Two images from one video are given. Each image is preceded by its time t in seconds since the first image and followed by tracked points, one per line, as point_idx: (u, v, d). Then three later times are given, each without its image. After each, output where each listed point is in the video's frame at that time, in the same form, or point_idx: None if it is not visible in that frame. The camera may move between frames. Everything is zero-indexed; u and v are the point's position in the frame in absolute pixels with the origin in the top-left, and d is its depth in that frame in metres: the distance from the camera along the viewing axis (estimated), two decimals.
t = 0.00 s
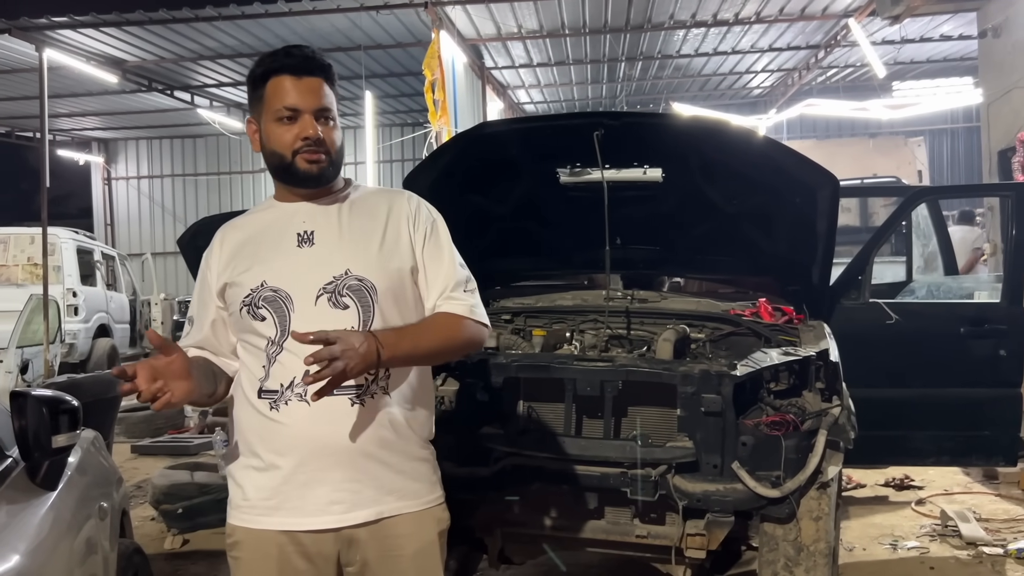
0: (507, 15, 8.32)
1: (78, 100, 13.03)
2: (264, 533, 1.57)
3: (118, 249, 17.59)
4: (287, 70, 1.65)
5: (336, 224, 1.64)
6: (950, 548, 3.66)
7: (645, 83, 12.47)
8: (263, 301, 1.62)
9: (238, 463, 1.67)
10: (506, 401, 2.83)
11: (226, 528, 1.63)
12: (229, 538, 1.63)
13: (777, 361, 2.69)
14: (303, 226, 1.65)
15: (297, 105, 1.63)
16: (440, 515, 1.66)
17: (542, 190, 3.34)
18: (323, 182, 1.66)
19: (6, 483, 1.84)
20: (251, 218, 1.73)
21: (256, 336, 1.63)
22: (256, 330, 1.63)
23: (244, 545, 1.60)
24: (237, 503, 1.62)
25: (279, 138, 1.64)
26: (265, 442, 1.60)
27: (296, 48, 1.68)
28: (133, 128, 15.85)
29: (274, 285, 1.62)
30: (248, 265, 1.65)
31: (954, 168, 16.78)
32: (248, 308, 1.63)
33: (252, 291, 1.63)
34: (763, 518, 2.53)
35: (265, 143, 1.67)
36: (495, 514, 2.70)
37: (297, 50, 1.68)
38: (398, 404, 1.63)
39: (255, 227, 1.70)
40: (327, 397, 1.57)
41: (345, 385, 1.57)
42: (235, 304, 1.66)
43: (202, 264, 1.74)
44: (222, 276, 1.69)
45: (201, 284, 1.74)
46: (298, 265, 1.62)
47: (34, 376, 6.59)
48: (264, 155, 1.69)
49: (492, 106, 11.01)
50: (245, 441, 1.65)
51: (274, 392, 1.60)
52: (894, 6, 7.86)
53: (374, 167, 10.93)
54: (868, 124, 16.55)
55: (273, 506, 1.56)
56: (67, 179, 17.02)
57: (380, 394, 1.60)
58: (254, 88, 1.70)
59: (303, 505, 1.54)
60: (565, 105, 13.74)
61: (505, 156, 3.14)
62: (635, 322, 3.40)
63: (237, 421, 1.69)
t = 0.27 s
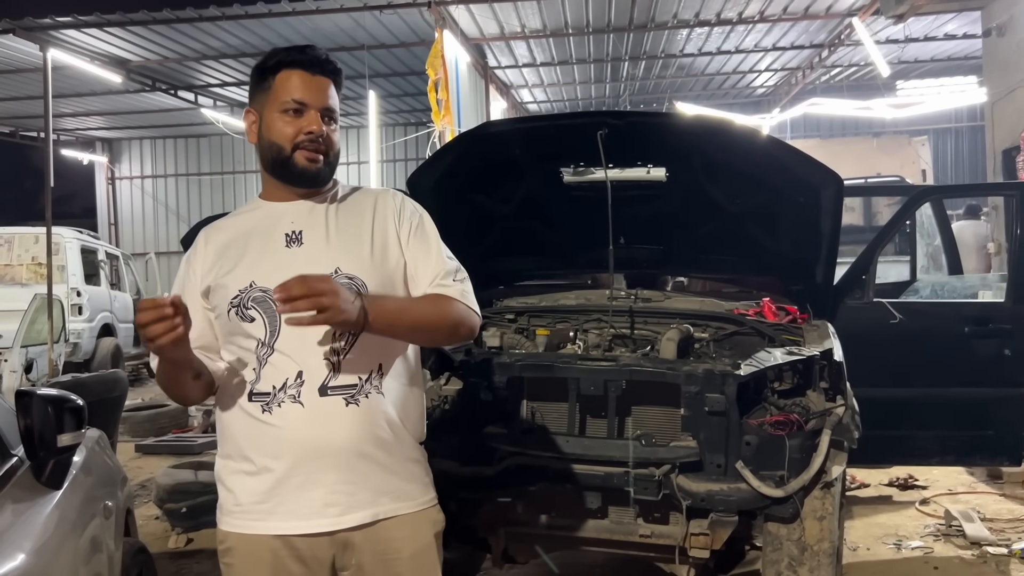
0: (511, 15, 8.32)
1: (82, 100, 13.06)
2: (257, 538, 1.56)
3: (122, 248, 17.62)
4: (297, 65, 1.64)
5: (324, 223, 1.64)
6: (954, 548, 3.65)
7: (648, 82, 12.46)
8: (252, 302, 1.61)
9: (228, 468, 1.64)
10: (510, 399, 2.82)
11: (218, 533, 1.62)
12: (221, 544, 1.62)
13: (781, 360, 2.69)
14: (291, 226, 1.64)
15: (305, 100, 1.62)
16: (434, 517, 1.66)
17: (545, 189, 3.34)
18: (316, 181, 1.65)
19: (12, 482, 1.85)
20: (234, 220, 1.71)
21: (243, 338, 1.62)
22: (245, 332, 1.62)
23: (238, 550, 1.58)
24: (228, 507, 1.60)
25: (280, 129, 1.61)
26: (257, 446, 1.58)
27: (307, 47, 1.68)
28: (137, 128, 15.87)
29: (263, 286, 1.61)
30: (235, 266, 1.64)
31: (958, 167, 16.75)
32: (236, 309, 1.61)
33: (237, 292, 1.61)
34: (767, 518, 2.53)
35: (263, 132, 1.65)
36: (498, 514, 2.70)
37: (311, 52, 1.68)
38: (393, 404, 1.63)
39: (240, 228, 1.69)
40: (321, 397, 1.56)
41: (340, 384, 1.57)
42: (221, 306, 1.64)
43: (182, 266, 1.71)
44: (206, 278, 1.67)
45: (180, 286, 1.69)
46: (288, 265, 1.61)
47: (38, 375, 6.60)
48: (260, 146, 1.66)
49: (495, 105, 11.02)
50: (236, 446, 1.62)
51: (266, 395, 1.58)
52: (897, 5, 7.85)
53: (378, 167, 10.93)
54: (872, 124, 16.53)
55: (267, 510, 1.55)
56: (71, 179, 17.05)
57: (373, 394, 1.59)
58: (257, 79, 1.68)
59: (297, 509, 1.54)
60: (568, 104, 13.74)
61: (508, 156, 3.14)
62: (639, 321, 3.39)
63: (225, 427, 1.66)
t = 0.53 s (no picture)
0: (514, 14, 8.33)
1: (86, 99, 13.08)
2: (257, 542, 1.53)
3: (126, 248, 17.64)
4: (304, 63, 1.64)
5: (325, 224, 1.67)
6: (959, 547, 3.65)
7: (652, 81, 12.45)
8: (253, 298, 1.59)
9: (220, 472, 1.60)
10: (511, 398, 2.87)
11: (213, 539, 1.59)
12: (216, 551, 1.59)
13: (784, 360, 2.69)
14: (292, 225, 1.65)
15: (310, 98, 1.62)
16: (432, 517, 1.70)
17: (548, 189, 3.34)
18: (315, 179, 1.66)
19: (17, 480, 1.85)
20: (224, 216, 1.68)
21: (239, 335, 1.59)
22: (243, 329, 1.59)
23: (235, 555, 1.56)
24: (223, 511, 1.57)
25: (282, 125, 1.61)
26: (255, 448, 1.54)
27: (315, 46, 1.68)
28: (140, 127, 15.89)
29: (264, 283, 1.60)
30: (231, 263, 1.62)
31: (962, 166, 16.72)
32: (234, 306, 1.59)
33: (235, 288, 1.60)
34: (771, 518, 2.52)
35: (265, 126, 1.64)
36: (502, 515, 2.67)
37: (320, 50, 1.68)
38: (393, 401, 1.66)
39: (233, 223, 1.67)
40: (324, 397, 1.55)
41: (343, 384, 1.57)
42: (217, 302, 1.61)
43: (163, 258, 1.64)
44: (195, 272, 1.63)
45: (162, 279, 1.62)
46: (290, 263, 1.62)
47: (43, 374, 6.62)
48: (262, 137, 1.65)
49: (498, 105, 11.03)
50: (229, 449, 1.58)
51: (266, 396, 1.55)
52: (901, 4, 7.83)
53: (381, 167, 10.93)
54: (875, 123, 16.51)
55: (266, 514, 1.53)
56: (75, 178, 17.09)
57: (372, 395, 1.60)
58: (264, 75, 1.67)
59: (297, 511, 1.53)
60: (571, 103, 13.74)
61: (512, 155, 3.14)
62: (642, 321, 3.40)
63: (212, 431, 1.62)
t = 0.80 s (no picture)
0: (517, 13, 8.32)
1: (89, 99, 13.10)
2: (251, 546, 1.53)
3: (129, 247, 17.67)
4: (302, 62, 1.66)
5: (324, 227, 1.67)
6: (962, 547, 3.64)
7: (654, 80, 12.43)
8: (249, 298, 1.58)
9: (213, 475, 1.59)
10: (513, 396, 2.87)
11: (206, 542, 1.58)
12: (210, 554, 1.58)
13: (787, 359, 2.69)
14: (291, 225, 1.66)
15: (302, 98, 1.62)
16: (427, 517, 1.72)
17: (551, 189, 3.34)
18: (304, 181, 1.66)
19: (21, 480, 1.86)
20: (221, 213, 1.68)
21: (232, 334, 1.58)
22: (236, 328, 1.58)
23: (230, 558, 1.56)
24: (216, 514, 1.57)
25: (275, 124, 1.63)
26: (247, 450, 1.55)
27: (318, 46, 1.70)
28: (143, 127, 15.91)
29: (261, 283, 1.59)
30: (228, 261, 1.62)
31: (966, 165, 16.69)
32: (230, 305, 1.58)
33: (230, 287, 1.59)
34: (774, 517, 2.51)
35: (261, 124, 1.67)
36: (505, 515, 2.67)
37: (321, 50, 1.69)
38: (391, 398, 1.68)
39: (229, 220, 1.67)
40: (318, 398, 1.56)
41: (339, 387, 1.57)
42: (212, 300, 1.60)
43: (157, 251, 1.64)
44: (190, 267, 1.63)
45: (156, 272, 1.62)
46: (287, 263, 1.61)
47: (46, 374, 6.64)
48: (256, 136, 1.67)
49: (501, 104, 11.03)
50: (222, 451, 1.57)
51: (260, 398, 1.55)
52: (905, 2, 7.81)
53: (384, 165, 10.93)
54: (879, 122, 16.48)
55: (261, 516, 1.53)
56: (79, 178, 17.12)
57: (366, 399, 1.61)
58: (268, 73, 1.70)
59: (292, 514, 1.53)
60: (574, 103, 13.73)
61: (515, 154, 3.14)
62: (644, 320, 3.40)
63: (203, 429, 1.61)
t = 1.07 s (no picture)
0: (519, 12, 8.31)
1: (93, 98, 13.13)
2: (241, 547, 1.54)
3: (133, 246, 17.70)
4: (294, 63, 1.65)
5: (314, 228, 1.64)
6: (965, 546, 3.63)
7: (657, 79, 12.42)
8: (237, 300, 1.57)
9: (203, 475, 1.60)
10: (516, 395, 2.85)
11: (198, 543, 1.59)
12: (202, 554, 1.59)
13: (790, 359, 2.68)
14: (282, 226, 1.63)
15: (293, 99, 1.63)
16: (418, 517, 1.71)
17: (553, 188, 3.34)
18: (296, 184, 1.65)
19: (23, 480, 1.86)
20: (214, 209, 1.67)
21: (221, 335, 1.58)
22: (224, 329, 1.58)
23: (221, 559, 1.56)
24: (206, 515, 1.57)
25: (266, 128, 1.64)
26: (234, 451, 1.55)
27: (313, 46, 1.69)
28: (147, 126, 15.94)
29: (249, 285, 1.58)
30: (215, 261, 1.60)
31: (970, 164, 16.66)
32: (218, 307, 1.58)
33: (219, 289, 1.58)
34: (777, 517, 2.51)
35: (255, 127, 1.67)
36: (506, 514, 2.70)
37: (314, 50, 1.68)
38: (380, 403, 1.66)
39: (220, 217, 1.65)
40: (305, 401, 1.56)
41: (326, 389, 1.57)
42: (201, 299, 1.59)
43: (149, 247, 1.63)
44: (180, 265, 1.61)
45: (146, 268, 1.61)
46: (276, 265, 1.59)
47: (49, 373, 6.66)
48: (250, 139, 1.68)
49: (504, 103, 11.02)
50: (210, 450, 1.58)
51: (247, 399, 1.55)
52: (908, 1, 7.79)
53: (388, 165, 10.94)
54: (883, 120, 16.45)
55: (250, 518, 1.53)
56: (83, 177, 17.15)
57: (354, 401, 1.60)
58: (264, 74, 1.70)
59: (280, 515, 1.53)
60: (577, 101, 13.71)
61: (517, 153, 3.13)
62: (647, 319, 3.39)
63: (194, 424, 1.62)
